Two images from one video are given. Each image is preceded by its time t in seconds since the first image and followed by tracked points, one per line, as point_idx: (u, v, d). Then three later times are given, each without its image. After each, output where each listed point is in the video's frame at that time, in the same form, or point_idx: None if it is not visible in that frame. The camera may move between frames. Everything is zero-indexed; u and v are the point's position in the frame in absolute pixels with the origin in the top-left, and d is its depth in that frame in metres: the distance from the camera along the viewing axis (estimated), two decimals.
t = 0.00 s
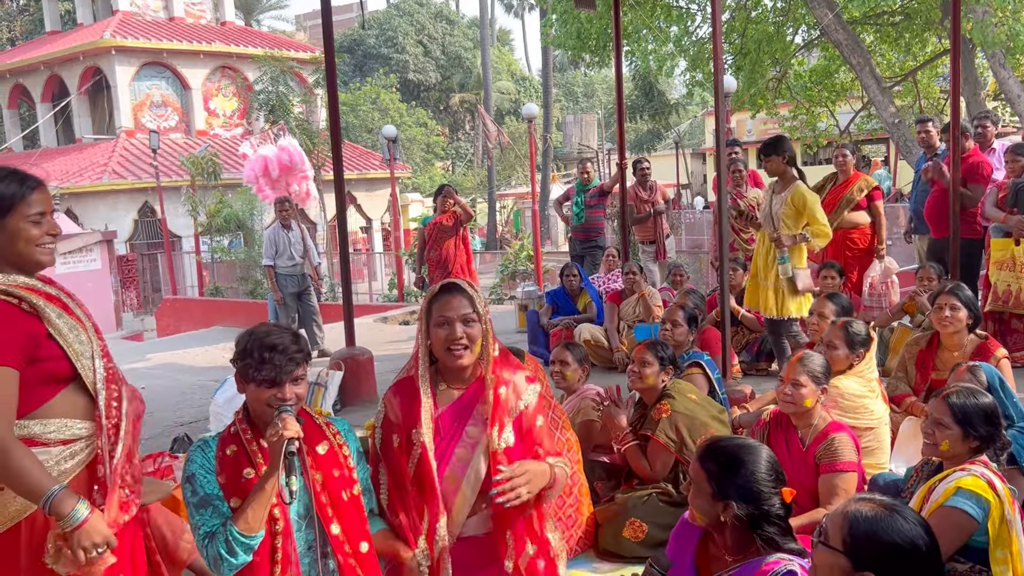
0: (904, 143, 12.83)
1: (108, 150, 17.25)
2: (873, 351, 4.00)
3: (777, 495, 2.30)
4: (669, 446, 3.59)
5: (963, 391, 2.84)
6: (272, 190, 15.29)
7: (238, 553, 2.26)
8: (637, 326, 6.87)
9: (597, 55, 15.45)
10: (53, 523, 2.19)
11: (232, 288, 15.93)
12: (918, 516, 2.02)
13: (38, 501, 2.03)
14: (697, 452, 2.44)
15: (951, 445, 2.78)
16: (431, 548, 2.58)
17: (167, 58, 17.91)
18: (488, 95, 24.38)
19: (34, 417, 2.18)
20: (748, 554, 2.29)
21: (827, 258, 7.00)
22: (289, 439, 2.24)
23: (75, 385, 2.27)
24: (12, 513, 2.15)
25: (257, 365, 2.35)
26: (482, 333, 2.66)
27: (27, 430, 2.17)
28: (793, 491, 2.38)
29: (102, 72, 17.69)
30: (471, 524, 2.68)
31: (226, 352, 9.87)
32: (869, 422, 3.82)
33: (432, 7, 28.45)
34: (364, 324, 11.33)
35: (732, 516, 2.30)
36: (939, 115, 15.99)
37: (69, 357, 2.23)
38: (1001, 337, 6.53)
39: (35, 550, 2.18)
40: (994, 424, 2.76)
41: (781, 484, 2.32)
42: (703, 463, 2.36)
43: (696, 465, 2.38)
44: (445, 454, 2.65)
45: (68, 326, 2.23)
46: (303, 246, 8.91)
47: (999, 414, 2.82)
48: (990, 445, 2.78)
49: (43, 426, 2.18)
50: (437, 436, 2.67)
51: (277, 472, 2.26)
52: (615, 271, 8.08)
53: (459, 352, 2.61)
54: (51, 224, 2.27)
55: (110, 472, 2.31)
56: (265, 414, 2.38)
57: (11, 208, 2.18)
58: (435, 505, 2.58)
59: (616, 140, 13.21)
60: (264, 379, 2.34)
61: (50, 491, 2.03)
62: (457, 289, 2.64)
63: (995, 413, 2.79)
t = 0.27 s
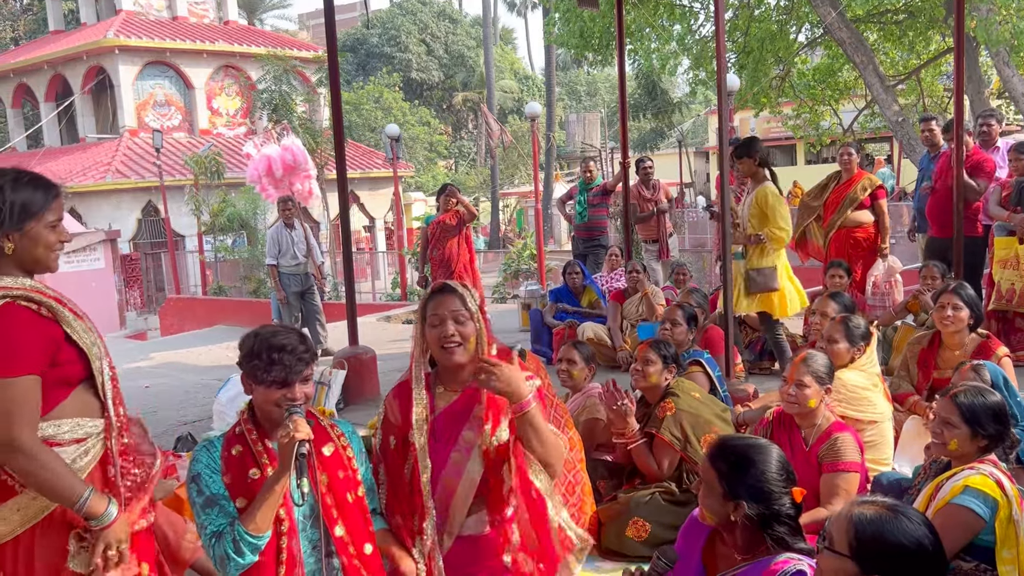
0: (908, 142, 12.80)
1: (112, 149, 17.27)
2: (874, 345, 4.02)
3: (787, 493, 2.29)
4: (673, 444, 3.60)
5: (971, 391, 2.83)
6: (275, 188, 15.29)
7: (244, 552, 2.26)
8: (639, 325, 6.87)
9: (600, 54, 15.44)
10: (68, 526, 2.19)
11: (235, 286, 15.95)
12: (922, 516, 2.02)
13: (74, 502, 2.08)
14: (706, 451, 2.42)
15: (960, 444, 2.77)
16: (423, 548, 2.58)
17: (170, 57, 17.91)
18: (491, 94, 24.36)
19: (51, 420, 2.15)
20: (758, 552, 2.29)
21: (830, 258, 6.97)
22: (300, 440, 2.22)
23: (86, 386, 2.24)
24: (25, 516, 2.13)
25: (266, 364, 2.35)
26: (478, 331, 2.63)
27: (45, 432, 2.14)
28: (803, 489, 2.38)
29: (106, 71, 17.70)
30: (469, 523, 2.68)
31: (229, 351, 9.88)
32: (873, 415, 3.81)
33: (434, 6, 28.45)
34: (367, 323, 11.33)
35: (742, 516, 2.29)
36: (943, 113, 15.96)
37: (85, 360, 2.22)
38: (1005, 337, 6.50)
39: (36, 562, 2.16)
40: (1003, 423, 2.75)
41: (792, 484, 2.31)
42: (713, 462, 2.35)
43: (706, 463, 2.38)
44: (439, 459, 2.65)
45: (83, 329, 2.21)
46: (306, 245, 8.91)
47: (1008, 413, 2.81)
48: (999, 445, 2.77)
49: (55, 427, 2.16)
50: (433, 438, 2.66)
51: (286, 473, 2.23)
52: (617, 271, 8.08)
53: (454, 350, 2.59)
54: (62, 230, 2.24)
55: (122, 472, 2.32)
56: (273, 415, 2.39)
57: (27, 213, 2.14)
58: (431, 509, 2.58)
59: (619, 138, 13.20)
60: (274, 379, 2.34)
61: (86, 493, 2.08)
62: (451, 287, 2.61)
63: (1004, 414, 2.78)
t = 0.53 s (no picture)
0: (912, 140, 12.77)
1: (115, 149, 17.29)
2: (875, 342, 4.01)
3: (795, 493, 2.29)
4: (676, 443, 3.60)
5: (967, 389, 2.83)
6: (279, 188, 15.31)
7: (255, 550, 2.27)
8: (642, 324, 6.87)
9: (603, 53, 15.42)
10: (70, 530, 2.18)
11: (239, 286, 15.95)
12: (925, 514, 2.02)
13: (98, 499, 2.07)
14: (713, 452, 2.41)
15: (955, 442, 2.77)
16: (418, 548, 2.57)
17: (174, 57, 17.93)
18: (494, 93, 24.34)
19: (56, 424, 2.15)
20: (766, 550, 2.29)
21: (834, 257, 6.94)
22: (311, 438, 2.23)
23: (88, 391, 2.24)
24: (26, 518, 2.12)
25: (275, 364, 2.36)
26: (469, 329, 2.66)
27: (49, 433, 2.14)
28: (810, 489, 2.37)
29: (109, 71, 17.72)
30: (479, 517, 2.65)
31: (233, 351, 9.88)
32: (877, 411, 3.80)
33: (438, 5, 28.45)
34: (370, 322, 11.33)
35: (752, 517, 2.28)
36: (947, 111, 15.93)
37: (90, 365, 2.22)
38: (1009, 336, 6.44)
39: (40, 563, 2.15)
40: (997, 422, 2.75)
41: (799, 484, 2.31)
42: (722, 461, 2.34)
43: (713, 463, 2.37)
44: (438, 459, 2.64)
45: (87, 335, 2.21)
46: (309, 244, 8.92)
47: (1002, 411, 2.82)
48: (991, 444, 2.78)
49: (57, 429, 2.15)
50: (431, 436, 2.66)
51: (298, 470, 2.24)
52: (621, 270, 8.08)
53: (449, 349, 2.61)
54: (70, 237, 2.24)
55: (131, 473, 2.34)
56: (281, 414, 2.39)
57: (37, 218, 2.14)
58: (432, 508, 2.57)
59: (622, 137, 13.19)
60: (284, 376, 2.35)
61: (109, 490, 2.08)
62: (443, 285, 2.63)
63: (998, 412, 2.79)
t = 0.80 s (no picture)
0: (916, 138, 12.75)
1: (120, 148, 17.33)
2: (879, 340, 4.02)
3: (804, 493, 2.30)
4: (682, 442, 3.61)
5: (951, 388, 2.87)
6: (283, 186, 15.33)
7: (263, 548, 2.27)
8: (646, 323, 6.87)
9: (606, 51, 15.42)
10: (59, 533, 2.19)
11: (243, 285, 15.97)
12: (929, 508, 2.02)
13: (44, 514, 2.06)
14: (720, 452, 2.41)
15: (937, 440, 2.82)
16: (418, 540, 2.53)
17: (178, 56, 17.96)
18: (498, 91, 24.34)
19: (48, 420, 2.19)
20: (773, 549, 2.30)
21: (839, 255, 6.95)
22: (318, 437, 2.22)
23: (90, 394, 2.27)
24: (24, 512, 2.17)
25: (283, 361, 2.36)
26: (465, 329, 2.67)
27: (41, 428, 2.18)
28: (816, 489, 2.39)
29: (114, 70, 17.75)
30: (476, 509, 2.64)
31: (237, 349, 9.90)
32: (881, 409, 3.79)
33: (441, 3, 28.43)
34: (375, 320, 11.34)
35: (761, 518, 2.28)
36: (951, 109, 15.92)
37: (88, 368, 2.24)
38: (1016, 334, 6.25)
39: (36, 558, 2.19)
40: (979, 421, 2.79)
41: (807, 483, 2.32)
42: (729, 461, 2.33)
43: (719, 463, 2.36)
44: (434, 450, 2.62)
45: (90, 339, 2.24)
46: (313, 243, 8.93)
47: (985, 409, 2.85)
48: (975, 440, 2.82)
49: (50, 426, 2.19)
50: (425, 428, 2.64)
51: (308, 466, 2.24)
52: (625, 269, 8.08)
53: (445, 350, 2.63)
54: (89, 239, 2.28)
55: (131, 475, 2.33)
56: (288, 413, 2.40)
57: (54, 215, 2.18)
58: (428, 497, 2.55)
59: (626, 136, 13.18)
60: (291, 374, 2.35)
61: (57, 505, 2.05)
62: (442, 283, 2.63)
63: (980, 410, 2.83)
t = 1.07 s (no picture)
0: (921, 136, 12.73)
1: (124, 147, 17.36)
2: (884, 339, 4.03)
3: (813, 497, 2.29)
4: (686, 442, 3.64)
5: (935, 386, 2.94)
6: (287, 185, 15.34)
7: (272, 548, 2.28)
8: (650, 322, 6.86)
9: (610, 49, 15.41)
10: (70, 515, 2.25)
11: (248, 283, 15.99)
12: (929, 510, 2.01)
13: (33, 499, 2.14)
14: (728, 457, 2.39)
15: (922, 438, 2.89)
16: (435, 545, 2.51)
17: (182, 55, 17.98)
18: (501, 90, 24.33)
19: (57, 409, 2.26)
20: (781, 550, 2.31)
21: (843, 253, 6.94)
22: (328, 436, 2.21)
23: (98, 381, 2.32)
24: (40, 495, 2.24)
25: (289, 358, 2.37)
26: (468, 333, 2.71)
27: (53, 417, 2.26)
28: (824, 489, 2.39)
29: (118, 69, 17.78)
30: (488, 513, 2.63)
31: (241, 348, 9.91)
32: (884, 409, 3.79)
33: (445, 2, 28.44)
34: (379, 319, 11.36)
35: (773, 526, 2.28)
36: (956, 107, 15.89)
37: (93, 357, 2.29)
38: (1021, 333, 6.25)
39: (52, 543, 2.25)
40: (964, 419, 2.86)
41: (816, 486, 2.32)
42: (740, 469, 2.32)
43: (728, 469, 2.35)
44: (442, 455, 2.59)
45: (94, 327, 2.29)
46: (317, 242, 8.93)
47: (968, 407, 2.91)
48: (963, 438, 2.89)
49: (58, 415, 2.26)
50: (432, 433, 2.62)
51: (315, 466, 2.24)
52: (629, 267, 8.08)
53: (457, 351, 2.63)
54: (97, 228, 2.31)
55: (137, 463, 2.34)
56: (295, 413, 2.38)
57: (58, 208, 2.23)
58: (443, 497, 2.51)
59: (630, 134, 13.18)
60: (300, 371, 2.36)
61: (44, 494, 2.12)
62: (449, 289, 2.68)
63: (965, 407, 2.90)
